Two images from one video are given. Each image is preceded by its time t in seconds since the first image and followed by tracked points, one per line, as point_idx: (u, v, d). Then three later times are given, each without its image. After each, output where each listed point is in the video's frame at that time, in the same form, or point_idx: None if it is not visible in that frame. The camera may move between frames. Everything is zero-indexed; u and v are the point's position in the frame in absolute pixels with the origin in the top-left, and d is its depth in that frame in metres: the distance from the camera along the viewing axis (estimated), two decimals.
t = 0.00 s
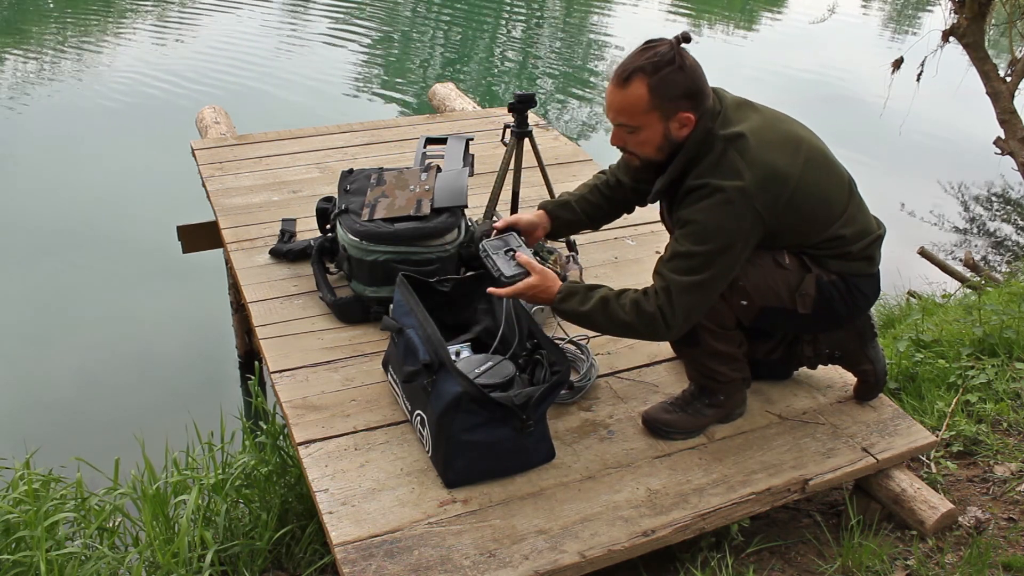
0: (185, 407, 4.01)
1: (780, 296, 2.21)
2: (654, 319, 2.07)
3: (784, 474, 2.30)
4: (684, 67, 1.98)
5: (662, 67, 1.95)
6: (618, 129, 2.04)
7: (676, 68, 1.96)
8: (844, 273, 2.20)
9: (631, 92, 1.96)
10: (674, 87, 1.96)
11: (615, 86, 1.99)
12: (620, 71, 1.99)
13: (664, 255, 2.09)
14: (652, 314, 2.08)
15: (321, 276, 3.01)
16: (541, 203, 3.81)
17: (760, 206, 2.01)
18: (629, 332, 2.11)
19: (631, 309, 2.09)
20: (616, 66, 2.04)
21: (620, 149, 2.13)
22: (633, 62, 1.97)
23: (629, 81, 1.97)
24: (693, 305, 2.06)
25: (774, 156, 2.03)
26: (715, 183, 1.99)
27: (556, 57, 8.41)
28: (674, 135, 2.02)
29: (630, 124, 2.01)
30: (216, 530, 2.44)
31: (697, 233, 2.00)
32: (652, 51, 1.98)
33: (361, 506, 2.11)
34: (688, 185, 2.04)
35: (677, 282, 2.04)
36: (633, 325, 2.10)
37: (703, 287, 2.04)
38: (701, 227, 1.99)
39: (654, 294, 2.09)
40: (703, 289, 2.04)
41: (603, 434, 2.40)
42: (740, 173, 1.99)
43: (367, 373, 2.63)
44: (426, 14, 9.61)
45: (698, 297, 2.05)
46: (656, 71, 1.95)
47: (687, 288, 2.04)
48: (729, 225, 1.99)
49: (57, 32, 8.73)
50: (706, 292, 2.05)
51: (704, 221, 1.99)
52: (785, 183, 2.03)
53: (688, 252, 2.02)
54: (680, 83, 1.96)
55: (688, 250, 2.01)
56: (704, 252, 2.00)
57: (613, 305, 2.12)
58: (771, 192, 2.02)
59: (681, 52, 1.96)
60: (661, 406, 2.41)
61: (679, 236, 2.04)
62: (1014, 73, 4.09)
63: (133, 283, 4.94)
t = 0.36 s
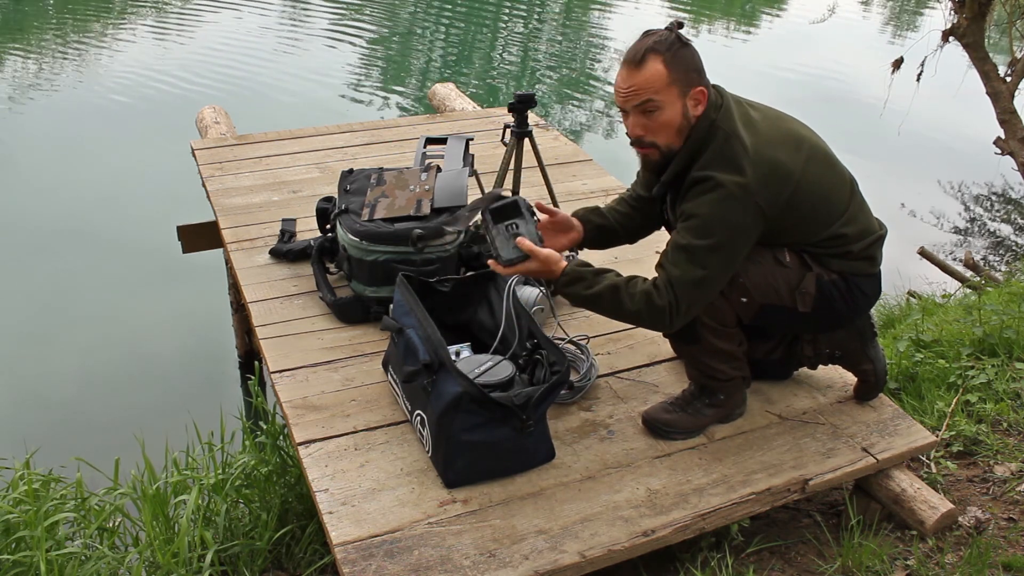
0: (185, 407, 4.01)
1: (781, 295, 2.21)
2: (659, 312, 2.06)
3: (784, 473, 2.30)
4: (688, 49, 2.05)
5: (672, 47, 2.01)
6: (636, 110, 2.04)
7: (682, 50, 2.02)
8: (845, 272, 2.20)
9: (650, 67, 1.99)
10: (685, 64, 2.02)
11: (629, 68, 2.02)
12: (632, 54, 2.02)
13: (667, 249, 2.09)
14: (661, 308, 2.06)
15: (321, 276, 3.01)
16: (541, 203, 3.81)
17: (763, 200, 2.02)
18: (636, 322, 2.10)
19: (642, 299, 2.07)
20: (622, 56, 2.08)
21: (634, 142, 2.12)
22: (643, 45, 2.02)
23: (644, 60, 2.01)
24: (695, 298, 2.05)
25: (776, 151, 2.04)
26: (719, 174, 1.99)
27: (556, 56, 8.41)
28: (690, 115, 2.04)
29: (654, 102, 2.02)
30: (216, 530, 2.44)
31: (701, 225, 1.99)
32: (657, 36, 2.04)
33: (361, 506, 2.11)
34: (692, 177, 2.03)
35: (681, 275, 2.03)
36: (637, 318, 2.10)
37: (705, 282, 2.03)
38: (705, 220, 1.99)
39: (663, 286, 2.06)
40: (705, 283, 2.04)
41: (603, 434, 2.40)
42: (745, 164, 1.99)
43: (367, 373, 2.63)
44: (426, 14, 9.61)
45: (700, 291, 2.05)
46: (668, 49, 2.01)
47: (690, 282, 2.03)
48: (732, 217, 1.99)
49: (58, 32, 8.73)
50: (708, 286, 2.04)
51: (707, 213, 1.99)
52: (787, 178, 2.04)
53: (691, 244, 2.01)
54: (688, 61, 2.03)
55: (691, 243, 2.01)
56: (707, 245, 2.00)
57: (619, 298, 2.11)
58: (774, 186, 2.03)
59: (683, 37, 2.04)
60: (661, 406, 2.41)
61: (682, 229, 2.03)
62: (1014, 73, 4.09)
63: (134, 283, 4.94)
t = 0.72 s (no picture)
0: (184, 407, 4.01)
1: (785, 296, 2.20)
2: (649, 295, 2.07)
3: (784, 474, 2.30)
4: (688, 46, 2.05)
5: (669, 46, 2.02)
6: (630, 114, 2.08)
7: (681, 47, 2.03)
8: (848, 273, 2.20)
9: (642, 71, 2.02)
10: (682, 64, 2.03)
11: (624, 70, 2.05)
12: (627, 55, 2.05)
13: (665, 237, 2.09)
14: (650, 290, 2.07)
15: (321, 276, 3.01)
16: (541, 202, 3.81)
17: (767, 199, 2.02)
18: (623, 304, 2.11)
19: (631, 279, 2.08)
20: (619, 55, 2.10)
21: (631, 140, 2.15)
22: (639, 45, 2.04)
23: (638, 62, 2.03)
24: (688, 285, 2.06)
25: (782, 151, 2.04)
26: (722, 170, 2.00)
27: (557, 56, 8.40)
28: (685, 116, 2.06)
29: (644, 106, 2.05)
30: (216, 531, 2.44)
31: (702, 219, 2.00)
32: (656, 34, 2.05)
33: (361, 506, 2.11)
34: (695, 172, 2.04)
35: (676, 263, 2.04)
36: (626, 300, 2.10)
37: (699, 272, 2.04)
38: (706, 212, 1.99)
39: (655, 269, 2.07)
40: (700, 274, 2.05)
41: (603, 434, 2.40)
42: (748, 160, 2.00)
43: (367, 373, 2.63)
44: (426, 14, 9.61)
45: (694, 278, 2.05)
46: (665, 50, 2.02)
47: (684, 268, 2.04)
48: (733, 211, 1.99)
49: (58, 32, 8.73)
50: (702, 273, 2.05)
51: (708, 206, 1.99)
52: (791, 177, 2.04)
53: (692, 237, 2.02)
54: (686, 60, 2.03)
55: (690, 236, 2.02)
56: (706, 236, 2.00)
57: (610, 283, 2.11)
58: (778, 185, 2.02)
59: (684, 33, 2.04)
60: (661, 405, 2.41)
61: (682, 219, 2.04)
62: (1014, 73, 4.09)
63: (133, 283, 4.94)
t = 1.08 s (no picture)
0: (184, 407, 4.01)
1: (793, 300, 2.20)
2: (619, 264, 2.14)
3: (784, 474, 2.30)
4: (707, 42, 2.03)
5: (686, 39, 2.00)
6: (635, 98, 2.09)
7: (699, 41, 2.01)
8: (854, 279, 2.20)
9: (653, 59, 2.02)
10: (694, 60, 2.01)
11: (637, 53, 2.05)
12: (644, 40, 2.05)
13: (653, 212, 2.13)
14: (618, 259, 2.15)
15: (321, 276, 3.01)
16: (541, 203, 3.81)
17: (763, 197, 2.02)
18: (593, 271, 2.19)
19: (602, 249, 2.17)
20: (639, 37, 2.10)
21: (634, 123, 2.16)
22: (658, 31, 2.03)
23: (651, 49, 2.03)
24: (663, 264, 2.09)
25: (787, 152, 2.03)
26: (721, 164, 2.01)
27: (556, 56, 8.40)
28: (689, 111, 2.06)
29: (648, 94, 2.06)
30: (216, 531, 2.44)
31: (693, 206, 2.02)
32: (679, 24, 2.03)
33: (361, 506, 2.11)
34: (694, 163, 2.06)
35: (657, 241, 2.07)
36: (597, 266, 2.18)
37: (677, 253, 2.08)
38: (696, 200, 2.01)
39: (626, 240, 2.15)
40: (677, 257, 2.09)
41: (603, 434, 2.40)
42: (746, 155, 2.00)
43: (367, 373, 2.63)
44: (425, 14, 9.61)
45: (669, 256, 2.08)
46: (680, 42, 2.00)
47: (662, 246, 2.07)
48: (723, 202, 2.00)
49: (57, 32, 8.73)
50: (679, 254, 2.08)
51: (699, 194, 2.01)
52: (790, 178, 2.03)
53: (680, 222, 2.04)
54: (700, 56, 2.01)
55: (678, 220, 2.04)
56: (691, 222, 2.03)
57: (583, 249, 2.19)
58: (777, 187, 2.02)
59: (706, 27, 2.02)
60: (662, 406, 2.41)
61: (673, 202, 2.06)
62: (1014, 73, 4.09)
63: (133, 283, 4.94)
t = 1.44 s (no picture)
0: (184, 407, 4.01)
1: (789, 301, 2.20)
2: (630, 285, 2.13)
3: (784, 473, 2.30)
4: (721, 46, 2.02)
5: (699, 41, 2.00)
6: (643, 95, 2.09)
7: (712, 45, 2.00)
8: (851, 280, 2.20)
9: (664, 58, 2.02)
10: (704, 62, 2.00)
11: (649, 51, 2.05)
12: (658, 38, 2.04)
13: (657, 224, 2.13)
14: (628, 280, 2.13)
15: (320, 276, 3.01)
16: (541, 203, 3.81)
17: (762, 205, 2.03)
18: (601, 289, 2.18)
19: (610, 268, 2.15)
20: (653, 34, 2.09)
21: (640, 120, 2.17)
22: (672, 31, 2.03)
23: (663, 48, 2.03)
24: (668, 278, 2.10)
25: (788, 159, 2.03)
26: (722, 170, 2.01)
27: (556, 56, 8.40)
28: (695, 113, 2.05)
29: (656, 92, 2.06)
30: (216, 531, 2.44)
31: (692, 215, 2.03)
32: (693, 24, 2.03)
33: (361, 506, 2.11)
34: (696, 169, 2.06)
35: (659, 254, 2.08)
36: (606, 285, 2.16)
37: (680, 267, 2.08)
38: (696, 210, 2.02)
39: (635, 260, 2.13)
40: (681, 270, 2.09)
41: (603, 434, 2.40)
42: (748, 163, 2.00)
43: (367, 373, 2.63)
44: (426, 13, 9.61)
45: (674, 272, 2.09)
46: (693, 44, 2.00)
47: (666, 260, 2.08)
48: (723, 212, 2.01)
49: (58, 31, 8.74)
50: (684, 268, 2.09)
51: (699, 205, 2.02)
52: (790, 186, 2.03)
53: (680, 232, 2.05)
54: (712, 59, 2.00)
55: (678, 230, 2.05)
56: (692, 234, 2.04)
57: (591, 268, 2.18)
58: (776, 195, 2.03)
59: (720, 31, 2.01)
60: (662, 405, 2.41)
61: (674, 213, 2.07)
62: (1014, 73, 4.09)
63: (133, 283, 4.94)
